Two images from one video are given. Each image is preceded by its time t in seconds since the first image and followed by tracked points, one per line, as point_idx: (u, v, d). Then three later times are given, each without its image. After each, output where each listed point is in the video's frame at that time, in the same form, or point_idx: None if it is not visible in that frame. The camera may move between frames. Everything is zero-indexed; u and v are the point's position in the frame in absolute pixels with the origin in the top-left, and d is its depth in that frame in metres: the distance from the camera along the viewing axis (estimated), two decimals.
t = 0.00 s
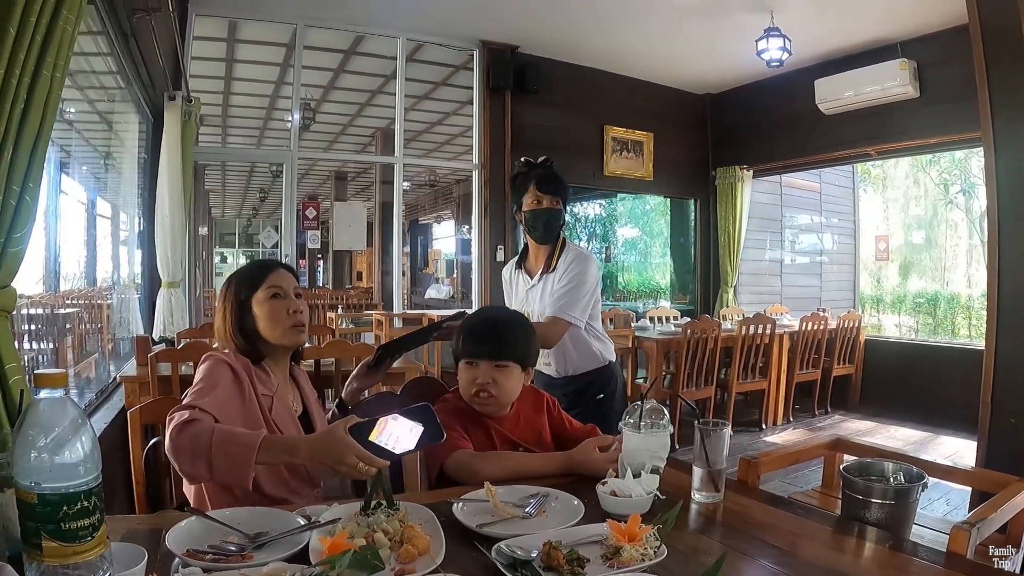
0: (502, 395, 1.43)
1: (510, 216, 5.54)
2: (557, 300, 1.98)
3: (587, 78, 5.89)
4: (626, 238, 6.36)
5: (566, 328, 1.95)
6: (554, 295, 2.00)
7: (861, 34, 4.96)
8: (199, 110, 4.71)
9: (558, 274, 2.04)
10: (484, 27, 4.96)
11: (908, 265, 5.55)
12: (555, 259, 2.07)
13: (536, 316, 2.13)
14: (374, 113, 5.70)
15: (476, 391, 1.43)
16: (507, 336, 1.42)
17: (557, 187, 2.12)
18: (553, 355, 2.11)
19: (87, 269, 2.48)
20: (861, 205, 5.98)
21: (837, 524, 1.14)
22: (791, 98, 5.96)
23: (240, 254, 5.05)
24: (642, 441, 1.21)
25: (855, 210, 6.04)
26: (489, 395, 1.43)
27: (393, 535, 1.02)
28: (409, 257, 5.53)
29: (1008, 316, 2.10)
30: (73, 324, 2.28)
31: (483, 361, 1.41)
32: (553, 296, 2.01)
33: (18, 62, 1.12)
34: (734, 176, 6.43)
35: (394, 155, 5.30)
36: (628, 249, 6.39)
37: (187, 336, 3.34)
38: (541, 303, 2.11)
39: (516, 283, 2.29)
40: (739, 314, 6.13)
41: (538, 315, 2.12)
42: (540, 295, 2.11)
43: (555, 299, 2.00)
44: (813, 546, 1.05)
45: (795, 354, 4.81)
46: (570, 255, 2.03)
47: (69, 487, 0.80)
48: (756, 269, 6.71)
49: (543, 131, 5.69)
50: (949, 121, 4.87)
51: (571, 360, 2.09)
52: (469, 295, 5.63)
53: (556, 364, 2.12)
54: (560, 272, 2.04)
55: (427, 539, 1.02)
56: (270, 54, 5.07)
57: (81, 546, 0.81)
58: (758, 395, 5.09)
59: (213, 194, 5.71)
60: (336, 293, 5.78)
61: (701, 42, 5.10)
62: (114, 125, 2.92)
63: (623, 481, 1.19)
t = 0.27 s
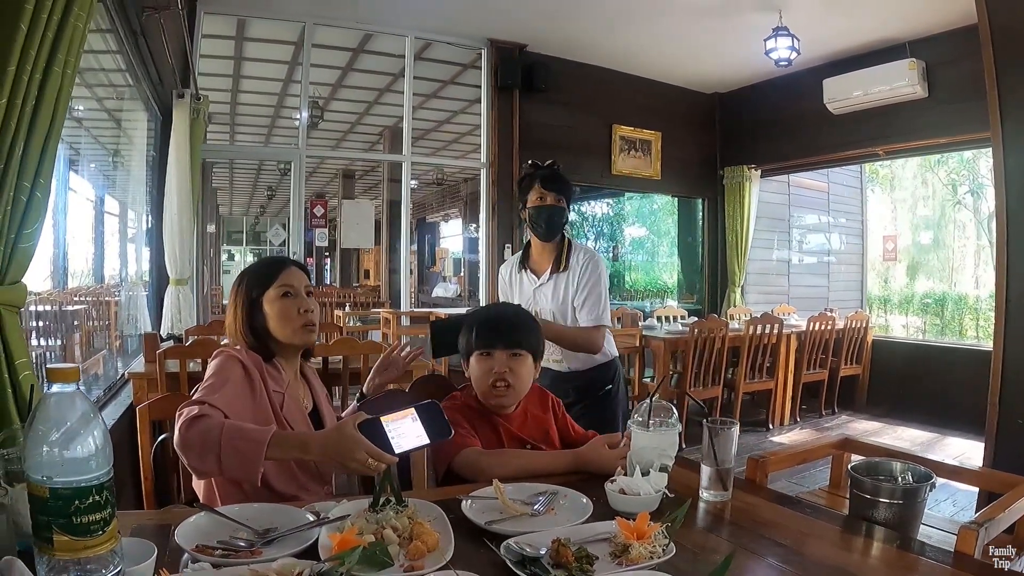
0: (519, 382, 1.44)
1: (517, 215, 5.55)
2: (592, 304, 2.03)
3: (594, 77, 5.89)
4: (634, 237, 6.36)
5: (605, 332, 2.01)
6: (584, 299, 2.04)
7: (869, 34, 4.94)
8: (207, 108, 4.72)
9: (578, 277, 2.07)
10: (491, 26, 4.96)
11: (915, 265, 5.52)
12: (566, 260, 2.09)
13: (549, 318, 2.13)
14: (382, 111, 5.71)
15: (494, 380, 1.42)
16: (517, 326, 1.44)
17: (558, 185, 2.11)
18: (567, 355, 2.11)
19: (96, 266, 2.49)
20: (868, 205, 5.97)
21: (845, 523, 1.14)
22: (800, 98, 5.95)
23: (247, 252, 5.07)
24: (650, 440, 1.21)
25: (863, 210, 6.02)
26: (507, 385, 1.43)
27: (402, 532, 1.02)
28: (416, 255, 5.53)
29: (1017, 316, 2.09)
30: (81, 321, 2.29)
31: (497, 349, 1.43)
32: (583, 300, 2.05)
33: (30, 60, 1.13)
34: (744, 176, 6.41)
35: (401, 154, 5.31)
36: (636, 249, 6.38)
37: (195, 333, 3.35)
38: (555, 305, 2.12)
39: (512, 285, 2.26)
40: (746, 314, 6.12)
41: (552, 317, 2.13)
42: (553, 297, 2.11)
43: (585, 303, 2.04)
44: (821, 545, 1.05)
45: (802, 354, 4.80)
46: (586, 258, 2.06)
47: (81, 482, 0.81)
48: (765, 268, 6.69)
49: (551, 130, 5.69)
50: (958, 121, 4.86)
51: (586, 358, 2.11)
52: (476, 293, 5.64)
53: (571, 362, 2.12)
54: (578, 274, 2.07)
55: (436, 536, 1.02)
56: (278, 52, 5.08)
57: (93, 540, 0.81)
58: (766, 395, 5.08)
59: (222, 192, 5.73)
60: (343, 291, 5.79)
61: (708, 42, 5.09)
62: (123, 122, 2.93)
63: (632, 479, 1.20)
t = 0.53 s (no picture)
0: (539, 372, 1.45)
1: (519, 213, 5.55)
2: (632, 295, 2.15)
3: (597, 75, 5.88)
4: (637, 235, 6.34)
5: (649, 322, 2.12)
6: (623, 290, 2.15)
7: (872, 34, 4.94)
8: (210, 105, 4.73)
9: (611, 269, 2.15)
10: (494, 23, 4.96)
11: (917, 265, 5.52)
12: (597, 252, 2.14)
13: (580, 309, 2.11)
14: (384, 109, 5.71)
15: (516, 372, 1.41)
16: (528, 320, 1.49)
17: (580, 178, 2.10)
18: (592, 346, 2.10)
19: (98, 262, 2.50)
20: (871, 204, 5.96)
21: (847, 522, 1.14)
22: (803, 98, 5.94)
23: (249, 249, 5.08)
24: (653, 437, 1.21)
25: (865, 209, 6.01)
26: (527, 377, 1.42)
27: (405, 528, 1.02)
28: (419, 253, 5.53)
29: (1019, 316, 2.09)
30: (83, 316, 2.30)
31: (517, 342, 1.44)
32: (621, 291, 2.15)
33: (34, 56, 1.13)
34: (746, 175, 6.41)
35: (405, 151, 5.31)
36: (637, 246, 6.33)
37: (198, 329, 3.35)
38: (585, 296, 2.13)
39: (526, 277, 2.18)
40: (747, 313, 6.13)
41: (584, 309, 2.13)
42: (586, 289, 2.13)
43: (624, 294, 2.15)
44: (823, 543, 1.05)
45: (804, 353, 4.80)
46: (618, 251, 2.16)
47: (85, 476, 0.81)
48: (766, 267, 6.68)
49: (553, 128, 5.69)
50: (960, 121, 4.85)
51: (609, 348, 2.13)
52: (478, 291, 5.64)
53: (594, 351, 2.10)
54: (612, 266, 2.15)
55: (438, 532, 1.02)
56: (281, 49, 5.08)
57: (96, 534, 0.82)
58: (767, 394, 5.08)
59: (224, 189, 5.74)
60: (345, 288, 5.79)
61: (711, 40, 5.09)
62: (126, 118, 2.94)
63: (634, 476, 1.19)
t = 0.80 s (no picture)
0: (537, 365, 1.44)
1: (515, 207, 5.55)
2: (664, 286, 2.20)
3: (594, 70, 5.87)
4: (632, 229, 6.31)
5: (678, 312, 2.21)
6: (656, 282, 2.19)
7: (869, 29, 4.93)
8: (205, 98, 4.71)
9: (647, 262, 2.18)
10: (491, 17, 4.94)
11: (912, 260, 5.52)
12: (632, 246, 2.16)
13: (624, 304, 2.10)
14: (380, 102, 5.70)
15: (515, 365, 1.41)
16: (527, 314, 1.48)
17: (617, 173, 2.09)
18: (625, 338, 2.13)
19: (93, 256, 2.49)
20: (867, 199, 5.97)
21: (842, 515, 1.14)
22: (799, 93, 5.93)
23: (245, 243, 5.07)
24: (647, 430, 1.22)
25: (861, 204, 6.02)
26: (526, 369, 1.42)
27: (397, 521, 1.02)
28: (414, 247, 5.53)
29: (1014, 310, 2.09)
30: (77, 310, 2.29)
31: (516, 335, 1.44)
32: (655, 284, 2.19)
33: (25, 49, 1.12)
34: (743, 169, 6.42)
35: (399, 145, 5.30)
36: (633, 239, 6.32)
37: (193, 323, 3.35)
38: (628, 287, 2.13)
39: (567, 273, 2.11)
40: (742, 307, 6.12)
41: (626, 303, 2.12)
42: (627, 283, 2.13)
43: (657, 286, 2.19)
44: (818, 536, 1.06)
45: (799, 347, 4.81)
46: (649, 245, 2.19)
47: (75, 468, 0.80)
48: (761, 262, 6.71)
49: (549, 123, 5.68)
50: (957, 117, 4.85)
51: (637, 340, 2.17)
52: (473, 285, 5.63)
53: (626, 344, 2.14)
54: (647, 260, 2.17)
55: (431, 525, 1.02)
56: (276, 42, 5.07)
57: (86, 527, 0.81)
58: (762, 388, 5.09)
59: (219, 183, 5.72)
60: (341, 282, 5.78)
61: (709, 35, 5.08)
62: (121, 111, 2.93)
63: (629, 469, 1.19)
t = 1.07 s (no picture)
0: (532, 366, 1.45)
1: (511, 208, 5.55)
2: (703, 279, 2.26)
3: (590, 71, 5.88)
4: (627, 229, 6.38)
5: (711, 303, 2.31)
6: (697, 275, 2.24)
7: (864, 29, 4.95)
8: (200, 99, 4.70)
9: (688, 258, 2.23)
10: (487, 18, 4.94)
11: (908, 261, 5.54)
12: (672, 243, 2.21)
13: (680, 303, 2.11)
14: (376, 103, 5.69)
15: (510, 367, 1.41)
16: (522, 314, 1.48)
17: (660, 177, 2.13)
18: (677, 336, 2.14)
19: (88, 258, 2.48)
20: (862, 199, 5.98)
21: (837, 515, 1.15)
22: (795, 93, 5.94)
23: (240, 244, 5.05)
24: (642, 431, 1.21)
25: (857, 204, 6.04)
26: (521, 370, 1.42)
27: (393, 522, 1.02)
28: (409, 248, 5.52)
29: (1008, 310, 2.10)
30: (72, 312, 2.28)
31: (511, 336, 1.44)
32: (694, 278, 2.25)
33: (20, 49, 1.12)
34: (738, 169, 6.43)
35: (394, 145, 5.29)
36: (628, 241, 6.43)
37: (188, 324, 3.34)
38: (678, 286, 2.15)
39: (621, 276, 2.11)
40: (738, 307, 6.09)
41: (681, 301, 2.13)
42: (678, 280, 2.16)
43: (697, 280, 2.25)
44: (813, 536, 1.06)
45: (794, 347, 4.82)
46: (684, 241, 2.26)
47: (69, 470, 0.80)
48: (757, 262, 6.64)
49: (545, 123, 5.68)
50: (952, 117, 4.87)
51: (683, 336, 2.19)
52: (469, 286, 5.63)
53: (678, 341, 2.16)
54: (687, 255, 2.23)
55: (427, 527, 1.02)
56: (271, 43, 5.05)
57: (81, 530, 0.81)
58: (757, 388, 5.10)
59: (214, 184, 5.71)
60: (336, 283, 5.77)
61: (705, 35, 5.09)
62: (115, 112, 2.92)
63: (624, 470, 1.19)
